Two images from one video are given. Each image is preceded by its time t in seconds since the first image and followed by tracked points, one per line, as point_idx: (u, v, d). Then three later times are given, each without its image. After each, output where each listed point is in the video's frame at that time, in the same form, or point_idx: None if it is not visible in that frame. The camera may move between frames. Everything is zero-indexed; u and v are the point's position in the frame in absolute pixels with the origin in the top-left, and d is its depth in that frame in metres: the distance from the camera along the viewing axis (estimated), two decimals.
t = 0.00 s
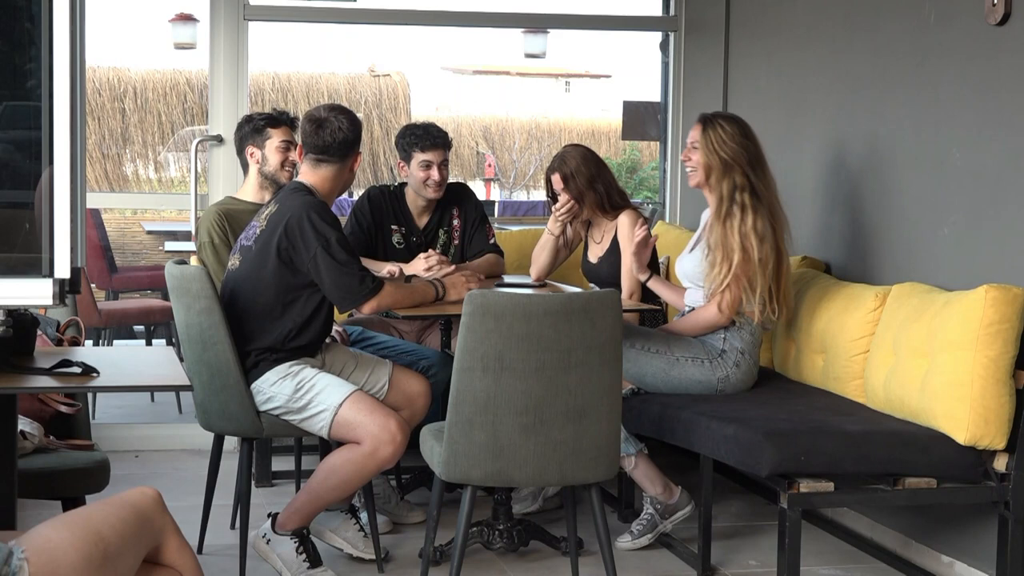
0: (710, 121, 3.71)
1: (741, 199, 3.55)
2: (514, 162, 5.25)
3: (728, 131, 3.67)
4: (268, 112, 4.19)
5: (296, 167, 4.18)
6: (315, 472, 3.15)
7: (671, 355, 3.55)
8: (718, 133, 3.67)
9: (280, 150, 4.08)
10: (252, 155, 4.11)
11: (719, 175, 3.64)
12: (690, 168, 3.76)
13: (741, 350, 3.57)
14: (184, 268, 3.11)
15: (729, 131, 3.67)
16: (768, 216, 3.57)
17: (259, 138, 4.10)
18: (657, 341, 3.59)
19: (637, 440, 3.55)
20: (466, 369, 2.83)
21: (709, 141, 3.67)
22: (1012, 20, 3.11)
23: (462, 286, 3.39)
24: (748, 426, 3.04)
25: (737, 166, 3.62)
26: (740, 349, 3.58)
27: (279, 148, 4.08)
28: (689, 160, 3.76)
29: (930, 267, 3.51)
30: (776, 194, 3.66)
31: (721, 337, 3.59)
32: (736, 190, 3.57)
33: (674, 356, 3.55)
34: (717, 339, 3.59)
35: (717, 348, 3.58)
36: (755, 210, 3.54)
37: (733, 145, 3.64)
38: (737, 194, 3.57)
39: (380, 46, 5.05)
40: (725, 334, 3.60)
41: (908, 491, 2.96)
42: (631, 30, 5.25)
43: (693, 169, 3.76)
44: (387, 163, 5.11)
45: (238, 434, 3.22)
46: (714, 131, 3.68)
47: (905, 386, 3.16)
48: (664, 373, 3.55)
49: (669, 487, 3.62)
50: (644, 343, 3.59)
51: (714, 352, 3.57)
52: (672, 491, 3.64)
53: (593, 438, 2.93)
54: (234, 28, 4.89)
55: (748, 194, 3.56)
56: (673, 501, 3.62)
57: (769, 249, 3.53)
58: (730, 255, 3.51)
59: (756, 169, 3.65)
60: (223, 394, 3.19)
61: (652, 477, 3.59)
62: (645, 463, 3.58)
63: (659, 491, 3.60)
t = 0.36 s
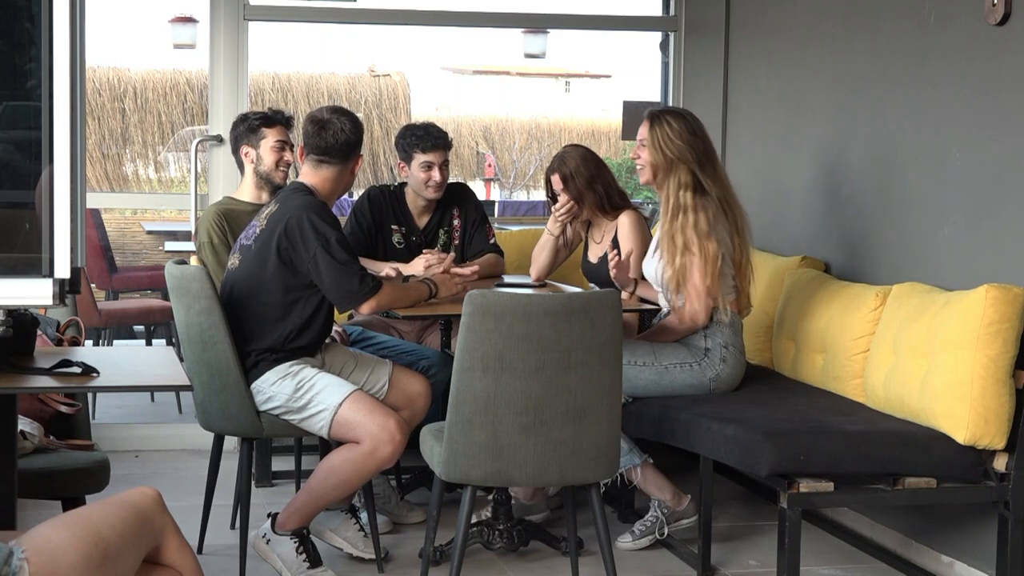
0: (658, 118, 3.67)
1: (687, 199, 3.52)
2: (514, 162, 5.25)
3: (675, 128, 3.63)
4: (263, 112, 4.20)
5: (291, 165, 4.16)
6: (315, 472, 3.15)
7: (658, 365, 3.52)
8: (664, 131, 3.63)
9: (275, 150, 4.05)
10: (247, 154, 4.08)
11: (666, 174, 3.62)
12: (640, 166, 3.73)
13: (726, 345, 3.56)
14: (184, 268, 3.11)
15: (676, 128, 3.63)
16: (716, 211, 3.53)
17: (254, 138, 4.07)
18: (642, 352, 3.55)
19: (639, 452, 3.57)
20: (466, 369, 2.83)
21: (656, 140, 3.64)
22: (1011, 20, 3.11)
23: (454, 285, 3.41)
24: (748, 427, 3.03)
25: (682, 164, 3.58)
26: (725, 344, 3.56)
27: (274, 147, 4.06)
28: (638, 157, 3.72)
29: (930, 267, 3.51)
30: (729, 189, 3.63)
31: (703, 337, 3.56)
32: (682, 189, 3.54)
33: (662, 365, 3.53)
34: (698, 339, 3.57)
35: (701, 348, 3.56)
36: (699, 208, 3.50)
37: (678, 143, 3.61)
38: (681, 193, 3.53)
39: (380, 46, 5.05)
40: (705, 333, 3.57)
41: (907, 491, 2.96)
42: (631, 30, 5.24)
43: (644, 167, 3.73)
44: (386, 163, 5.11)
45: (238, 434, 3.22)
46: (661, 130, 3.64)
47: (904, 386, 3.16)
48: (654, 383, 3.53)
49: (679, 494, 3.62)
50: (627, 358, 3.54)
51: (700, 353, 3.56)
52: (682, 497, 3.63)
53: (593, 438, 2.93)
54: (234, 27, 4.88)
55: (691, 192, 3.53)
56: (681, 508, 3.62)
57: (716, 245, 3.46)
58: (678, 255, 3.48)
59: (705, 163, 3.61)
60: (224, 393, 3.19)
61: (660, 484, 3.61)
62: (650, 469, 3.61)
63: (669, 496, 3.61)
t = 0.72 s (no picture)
0: (644, 119, 3.68)
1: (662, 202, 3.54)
2: (514, 162, 5.25)
3: (660, 129, 3.63)
4: (252, 112, 4.19)
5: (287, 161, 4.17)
6: (315, 473, 3.15)
7: (656, 367, 3.52)
8: (648, 132, 3.64)
9: (271, 146, 4.06)
10: (244, 154, 4.09)
11: (648, 176, 3.63)
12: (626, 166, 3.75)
13: (721, 343, 3.57)
14: (184, 268, 3.11)
15: (661, 129, 3.63)
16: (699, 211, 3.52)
17: (248, 137, 4.08)
18: (638, 354, 3.54)
19: (639, 454, 3.57)
20: (466, 369, 2.83)
21: (640, 141, 3.64)
22: (1012, 19, 3.11)
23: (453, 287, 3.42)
24: (748, 427, 3.03)
25: (664, 166, 3.59)
26: (720, 342, 3.57)
27: (269, 144, 4.06)
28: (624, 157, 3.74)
29: (929, 267, 3.51)
30: (713, 190, 3.62)
31: (699, 336, 3.56)
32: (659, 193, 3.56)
33: (659, 367, 3.52)
34: (693, 339, 3.57)
35: (697, 348, 3.56)
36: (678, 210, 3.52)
37: (659, 144, 3.61)
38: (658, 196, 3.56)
39: (380, 46, 5.05)
40: (699, 332, 3.57)
41: (908, 491, 2.96)
42: (630, 30, 5.24)
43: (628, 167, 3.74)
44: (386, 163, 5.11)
45: (238, 434, 3.22)
46: (645, 132, 3.65)
47: (904, 386, 3.16)
48: (653, 385, 3.53)
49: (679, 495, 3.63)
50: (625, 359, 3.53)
51: (696, 353, 3.55)
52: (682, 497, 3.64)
53: (593, 438, 2.93)
54: (234, 27, 4.88)
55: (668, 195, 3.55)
56: (681, 509, 3.63)
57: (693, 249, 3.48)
58: (653, 258, 3.56)
59: (688, 165, 3.61)
60: (224, 393, 3.19)
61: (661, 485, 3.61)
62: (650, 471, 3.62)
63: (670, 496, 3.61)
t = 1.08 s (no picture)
0: (680, 116, 3.69)
1: (689, 203, 3.56)
2: (514, 162, 5.25)
3: (695, 128, 3.65)
4: (264, 110, 4.16)
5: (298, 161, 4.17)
6: (315, 473, 3.15)
7: (659, 365, 3.52)
8: (684, 130, 3.66)
9: (283, 145, 4.06)
10: (255, 153, 4.09)
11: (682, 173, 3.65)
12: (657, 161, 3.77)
13: (727, 347, 3.58)
14: (184, 268, 3.12)
15: (696, 128, 3.65)
16: (727, 214, 3.54)
17: (259, 136, 4.07)
18: (641, 353, 3.55)
19: (639, 452, 3.58)
20: (466, 369, 2.83)
21: (675, 138, 3.67)
22: (1011, 20, 3.11)
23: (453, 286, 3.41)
24: (748, 427, 3.04)
25: (697, 165, 3.61)
26: (726, 345, 3.58)
27: (280, 143, 4.06)
28: (655, 152, 3.75)
29: (929, 267, 3.51)
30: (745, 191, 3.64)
31: (705, 338, 3.57)
32: (688, 192, 3.57)
33: (662, 367, 3.52)
34: (701, 340, 3.58)
35: (702, 349, 3.57)
36: (706, 212, 3.53)
37: (695, 143, 3.63)
38: (688, 196, 3.57)
39: (380, 46, 5.05)
40: (706, 334, 3.58)
41: (907, 491, 2.96)
42: (631, 30, 5.24)
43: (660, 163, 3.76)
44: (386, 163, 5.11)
45: (238, 434, 3.22)
46: (681, 129, 3.67)
47: (904, 386, 3.16)
48: (654, 384, 3.53)
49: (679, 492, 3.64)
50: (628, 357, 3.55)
51: (700, 354, 3.56)
52: (681, 496, 3.65)
53: (592, 438, 2.93)
54: (234, 27, 4.88)
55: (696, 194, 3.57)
56: (681, 507, 3.63)
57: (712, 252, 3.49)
58: (674, 255, 3.56)
59: (721, 166, 3.63)
60: (223, 394, 3.19)
61: (660, 483, 3.62)
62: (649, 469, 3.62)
63: (669, 495, 3.62)
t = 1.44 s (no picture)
0: (751, 131, 3.63)
1: (767, 221, 3.52)
2: (514, 162, 5.25)
3: (767, 144, 3.59)
4: (277, 108, 4.15)
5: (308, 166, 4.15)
6: (315, 472, 3.15)
7: (672, 355, 3.56)
8: (756, 145, 3.59)
9: (290, 147, 4.06)
10: (264, 153, 4.10)
11: (754, 188, 3.58)
12: (729, 175, 3.72)
13: (746, 353, 3.57)
14: (183, 268, 3.13)
15: (768, 143, 3.59)
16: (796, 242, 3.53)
17: (268, 137, 4.08)
18: (657, 341, 3.59)
19: (637, 445, 3.61)
20: (466, 369, 2.83)
21: (749, 150, 3.60)
22: (1011, 20, 3.11)
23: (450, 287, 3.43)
24: (748, 427, 3.04)
25: (771, 181, 3.55)
26: (745, 352, 3.57)
27: (290, 146, 4.06)
28: (727, 166, 3.71)
29: (930, 267, 3.51)
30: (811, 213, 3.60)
31: (727, 339, 3.58)
32: (764, 209, 3.53)
33: (674, 357, 3.56)
34: (722, 340, 3.60)
35: (721, 349, 3.58)
36: (779, 232, 3.52)
37: (772, 158, 3.57)
38: (765, 213, 3.53)
39: (380, 46, 5.05)
40: (730, 337, 3.59)
41: (907, 491, 2.96)
42: (631, 30, 5.24)
43: (732, 176, 3.71)
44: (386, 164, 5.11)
45: (238, 434, 3.22)
46: (756, 143, 3.60)
47: (904, 386, 3.16)
48: (663, 373, 3.55)
49: (672, 487, 3.68)
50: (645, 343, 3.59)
51: (717, 352, 3.57)
52: (674, 491, 3.69)
53: (592, 438, 2.93)
54: (234, 27, 4.88)
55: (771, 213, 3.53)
56: (675, 503, 3.67)
57: (778, 274, 3.51)
58: (743, 273, 3.51)
59: (793, 183, 3.57)
60: (223, 394, 3.19)
61: (653, 477, 3.65)
62: (644, 463, 3.63)
63: (663, 491, 3.65)
